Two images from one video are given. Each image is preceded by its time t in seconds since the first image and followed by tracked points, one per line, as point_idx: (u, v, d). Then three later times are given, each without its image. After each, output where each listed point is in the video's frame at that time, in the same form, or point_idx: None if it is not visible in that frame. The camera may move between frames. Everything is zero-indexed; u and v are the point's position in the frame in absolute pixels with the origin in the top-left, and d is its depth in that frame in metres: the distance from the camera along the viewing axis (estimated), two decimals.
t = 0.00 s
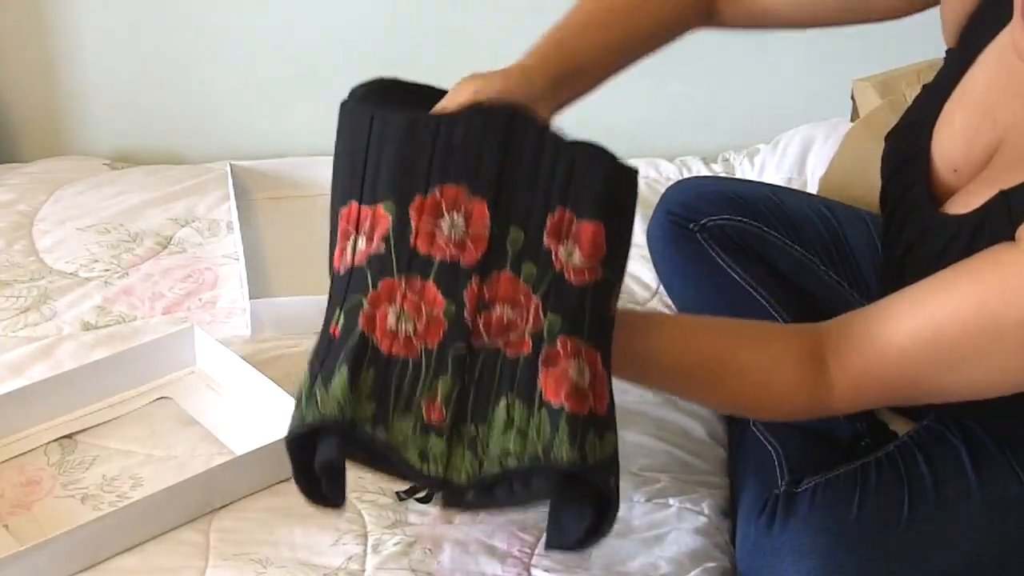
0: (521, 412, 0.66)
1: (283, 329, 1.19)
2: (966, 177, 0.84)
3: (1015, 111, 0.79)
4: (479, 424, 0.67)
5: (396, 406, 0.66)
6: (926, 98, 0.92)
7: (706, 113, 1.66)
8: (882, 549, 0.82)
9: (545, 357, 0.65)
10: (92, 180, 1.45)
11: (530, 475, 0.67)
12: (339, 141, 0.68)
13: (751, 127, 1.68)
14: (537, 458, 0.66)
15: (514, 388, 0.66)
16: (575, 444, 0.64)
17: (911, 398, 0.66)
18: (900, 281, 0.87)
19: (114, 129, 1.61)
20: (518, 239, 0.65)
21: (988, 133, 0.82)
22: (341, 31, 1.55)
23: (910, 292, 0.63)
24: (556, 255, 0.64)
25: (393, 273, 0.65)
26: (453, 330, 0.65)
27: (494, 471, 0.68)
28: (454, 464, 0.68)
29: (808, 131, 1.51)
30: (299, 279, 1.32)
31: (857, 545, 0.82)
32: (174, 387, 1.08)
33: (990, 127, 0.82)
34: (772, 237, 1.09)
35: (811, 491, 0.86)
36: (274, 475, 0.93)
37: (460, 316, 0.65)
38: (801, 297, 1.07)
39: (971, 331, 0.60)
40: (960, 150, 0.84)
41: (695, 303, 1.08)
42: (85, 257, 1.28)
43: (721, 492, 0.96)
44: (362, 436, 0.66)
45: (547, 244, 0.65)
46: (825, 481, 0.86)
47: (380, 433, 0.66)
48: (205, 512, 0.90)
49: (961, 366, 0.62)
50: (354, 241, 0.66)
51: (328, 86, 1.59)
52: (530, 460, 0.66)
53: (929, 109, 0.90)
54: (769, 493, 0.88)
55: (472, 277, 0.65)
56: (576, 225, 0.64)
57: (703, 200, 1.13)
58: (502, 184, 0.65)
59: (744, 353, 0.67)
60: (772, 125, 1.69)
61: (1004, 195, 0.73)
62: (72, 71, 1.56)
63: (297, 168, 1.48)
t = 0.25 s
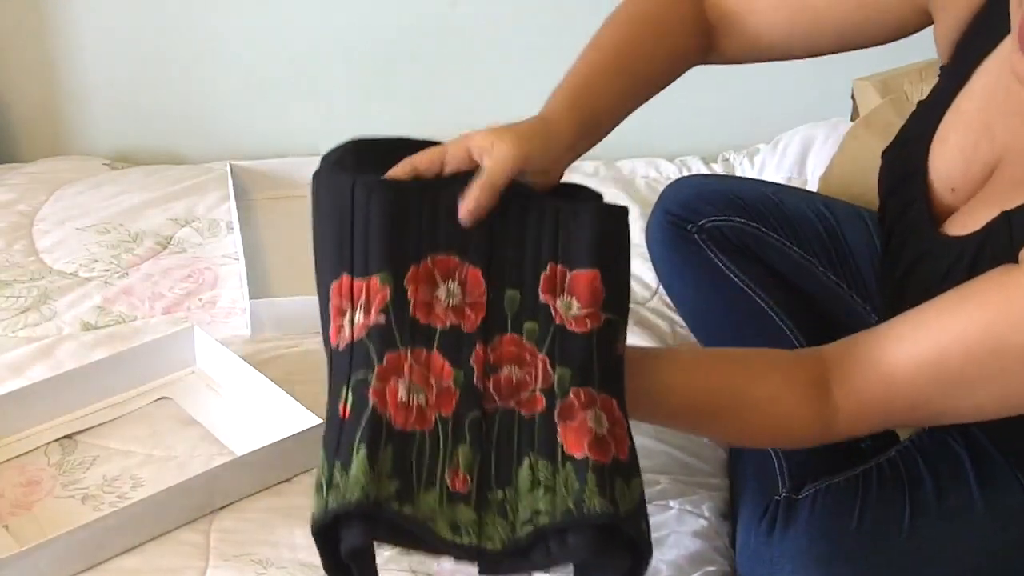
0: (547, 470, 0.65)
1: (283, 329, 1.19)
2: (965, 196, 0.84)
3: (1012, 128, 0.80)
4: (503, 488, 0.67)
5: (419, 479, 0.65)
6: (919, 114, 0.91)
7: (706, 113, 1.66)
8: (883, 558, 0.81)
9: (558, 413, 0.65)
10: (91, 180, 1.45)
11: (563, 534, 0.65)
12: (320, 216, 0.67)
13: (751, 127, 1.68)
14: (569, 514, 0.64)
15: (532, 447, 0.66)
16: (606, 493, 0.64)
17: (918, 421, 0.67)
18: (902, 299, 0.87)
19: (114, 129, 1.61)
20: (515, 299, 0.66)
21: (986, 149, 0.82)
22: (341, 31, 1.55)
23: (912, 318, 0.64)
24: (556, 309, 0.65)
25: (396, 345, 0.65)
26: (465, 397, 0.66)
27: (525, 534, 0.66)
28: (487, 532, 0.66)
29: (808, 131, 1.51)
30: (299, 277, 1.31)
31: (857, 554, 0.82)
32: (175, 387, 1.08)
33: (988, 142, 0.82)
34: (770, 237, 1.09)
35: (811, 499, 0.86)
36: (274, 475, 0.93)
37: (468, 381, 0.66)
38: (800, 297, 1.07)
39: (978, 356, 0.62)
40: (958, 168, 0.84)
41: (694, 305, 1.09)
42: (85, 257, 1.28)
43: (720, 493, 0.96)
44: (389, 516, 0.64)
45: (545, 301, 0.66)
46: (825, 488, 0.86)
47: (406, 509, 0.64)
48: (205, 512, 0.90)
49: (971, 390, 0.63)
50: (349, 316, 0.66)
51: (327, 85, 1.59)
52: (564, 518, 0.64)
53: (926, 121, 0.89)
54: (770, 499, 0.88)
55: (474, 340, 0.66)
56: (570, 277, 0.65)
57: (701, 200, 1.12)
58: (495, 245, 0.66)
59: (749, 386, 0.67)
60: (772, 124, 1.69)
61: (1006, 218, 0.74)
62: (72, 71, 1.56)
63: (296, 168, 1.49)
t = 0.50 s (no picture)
0: (522, 507, 0.67)
1: (282, 329, 1.19)
2: (960, 204, 0.84)
3: (1008, 135, 0.80)
4: (479, 522, 0.67)
5: (395, 514, 0.66)
6: (914, 118, 0.91)
7: (707, 112, 1.66)
8: (883, 558, 0.81)
9: (538, 446, 0.66)
10: (91, 180, 1.44)
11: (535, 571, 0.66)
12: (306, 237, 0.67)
13: (751, 126, 1.68)
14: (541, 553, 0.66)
15: (511, 482, 0.67)
16: (577, 535, 0.65)
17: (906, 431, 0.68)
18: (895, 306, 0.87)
19: (114, 129, 1.61)
20: (502, 326, 0.66)
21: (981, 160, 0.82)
22: (341, 31, 1.55)
23: (899, 328, 0.67)
24: (542, 338, 0.66)
25: (379, 376, 0.66)
26: (445, 428, 0.66)
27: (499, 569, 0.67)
28: (459, 567, 0.67)
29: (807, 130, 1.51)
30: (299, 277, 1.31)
31: (856, 555, 0.81)
32: (174, 387, 1.08)
33: (983, 152, 0.82)
34: (768, 237, 1.09)
35: (809, 503, 0.86)
36: (275, 476, 0.94)
37: (450, 413, 0.66)
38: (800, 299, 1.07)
39: (968, 364, 0.63)
40: (952, 176, 0.84)
41: (694, 305, 1.09)
42: (85, 257, 1.28)
43: (721, 495, 0.96)
44: (362, 551, 0.65)
45: (533, 329, 0.66)
46: (823, 492, 0.86)
47: (380, 543, 0.66)
48: (205, 512, 0.90)
49: (960, 399, 0.65)
50: (334, 341, 0.66)
51: (327, 85, 1.59)
52: (536, 556, 0.66)
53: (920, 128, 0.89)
54: (768, 503, 0.88)
55: (459, 371, 0.66)
56: (559, 306, 0.65)
57: (700, 201, 1.13)
58: (484, 273, 0.66)
59: (741, 395, 0.70)
60: (772, 124, 1.69)
61: (1001, 228, 0.73)
62: (71, 71, 1.56)
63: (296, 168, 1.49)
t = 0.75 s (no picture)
0: (511, 512, 0.66)
1: (282, 329, 1.19)
2: (954, 208, 0.84)
3: (1000, 140, 0.79)
4: (468, 525, 0.66)
5: (384, 510, 0.65)
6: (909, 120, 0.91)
7: (707, 112, 1.66)
8: (882, 561, 0.81)
9: (532, 453, 0.65)
10: (91, 180, 1.44)
11: None
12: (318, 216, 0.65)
13: (751, 126, 1.68)
14: (527, 558, 0.65)
15: (502, 485, 0.66)
16: (564, 543, 0.64)
17: (897, 434, 0.69)
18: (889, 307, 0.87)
19: (114, 129, 1.61)
20: (504, 330, 0.66)
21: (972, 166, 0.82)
22: (340, 31, 1.55)
23: (893, 333, 0.66)
24: (543, 345, 0.65)
25: (380, 370, 0.65)
26: (441, 428, 0.66)
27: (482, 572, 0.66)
28: (444, 566, 0.66)
29: (806, 130, 1.51)
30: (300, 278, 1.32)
31: (856, 558, 0.82)
32: (174, 387, 1.08)
33: (975, 158, 0.81)
34: (767, 237, 1.09)
35: (808, 504, 0.86)
36: (275, 476, 0.94)
37: (447, 414, 0.66)
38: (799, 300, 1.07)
39: (959, 370, 0.63)
40: (946, 180, 0.84)
41: (693, 305, 1.08)
42: (85, 257, 1.28)
43: (721, 496, 0.96)
44: (348, 545, 0.64)
45: (534, 335, 0.66)
46: (821, 493, 0.86)
47: (368, 538, 0.64)
48: (206, 512, 0.90)
49: (951, 404, 0.65)
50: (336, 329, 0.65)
51: (326, 85, 1.59)
52: (522, 561, 0.65)
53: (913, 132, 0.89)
54: (766, 504, 0.88)
55: (460, 371, 0.66)
56: (562, 314, 0.65)
57: (698, 202, 1.13)
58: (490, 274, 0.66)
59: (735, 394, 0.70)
60: (772, 124, 1.69)
61: (991, 233, 0.74)
62: (71, 72, 1.56)
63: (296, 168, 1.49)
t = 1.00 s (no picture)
0: (512, 516, 0.67)
1: (282, 329, 1.18)
2: (956, 203, 0.84)
3: (1001, 137, 0.81)
4: (467, 528, 0.68)
5: (384, 513, 0.66)
6: (910, 115, 0.92)
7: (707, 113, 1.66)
8: (885, 560, 0.81)
9: (533, 457, 0.67)
10: (91, 180, 1.44)
11: None
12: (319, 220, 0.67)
13: (751, 127, 1.68)
14: (527, 563, 0.67)
15: (501, 490, 0.68)
16: (563, 549, 0.67)
17: (898, 429, 0.70)
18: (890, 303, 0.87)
19: (114, 129, 1.61)
20: (507, 334, 0.68)
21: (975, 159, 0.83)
22: (340, 31, 1.55)
23: (893, 330, 0.67)
24: (545, 349, 0.67)
25: (380, 372, 0.66)
26: (441, 429, 0.67)
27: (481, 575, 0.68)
28: (443, 569, 0.68)
29: (807, 130, 1.51)
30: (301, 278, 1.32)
31: (858, 557, 0.82)
32: (174, 387, 1.08)
33: (978, 153, 0.82)
34: (767, 237, 1.09)
35: (808, 503, 0.86)
36: (275, 476, 0.94)
37: (448, 415, 0.67)
38: (800, 300, 1.07)
39: (960, 365, 0.64)
40: (948, 176, 0.85)
41: (694, 305, 1.08)
42: (85, 257, 1.28)
43: (721, 496, 0.96)
44: (348, 547, 0.65)
45: (537, 339, 0.67)
46: (821, 493, 0.86)
47: (367, 541, 0.66)
48: (206, 512, 0.90)
49: (952, 399, 0.66)
50: (338, 332, 0.66)
51: (327, 85, 1.59)
52: (522, 565, 0.67)
53: (915, 129, 0.90)
54: (767, 504, 0.88)
55: (461, 373, 0.68)
56: (565, 319, 0.67)
57: (699, 202, 1.13)
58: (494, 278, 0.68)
59: (735, 394, 0.71)
60: (772, 124, 1.69)
61: (993, 229, 0.73)
62: (71, 71, 1.55)
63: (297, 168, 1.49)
